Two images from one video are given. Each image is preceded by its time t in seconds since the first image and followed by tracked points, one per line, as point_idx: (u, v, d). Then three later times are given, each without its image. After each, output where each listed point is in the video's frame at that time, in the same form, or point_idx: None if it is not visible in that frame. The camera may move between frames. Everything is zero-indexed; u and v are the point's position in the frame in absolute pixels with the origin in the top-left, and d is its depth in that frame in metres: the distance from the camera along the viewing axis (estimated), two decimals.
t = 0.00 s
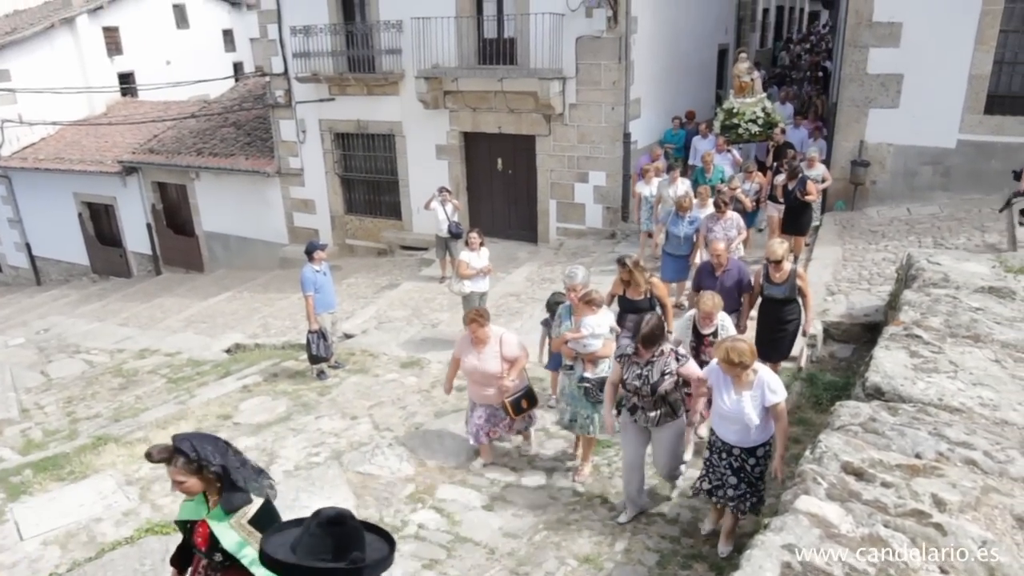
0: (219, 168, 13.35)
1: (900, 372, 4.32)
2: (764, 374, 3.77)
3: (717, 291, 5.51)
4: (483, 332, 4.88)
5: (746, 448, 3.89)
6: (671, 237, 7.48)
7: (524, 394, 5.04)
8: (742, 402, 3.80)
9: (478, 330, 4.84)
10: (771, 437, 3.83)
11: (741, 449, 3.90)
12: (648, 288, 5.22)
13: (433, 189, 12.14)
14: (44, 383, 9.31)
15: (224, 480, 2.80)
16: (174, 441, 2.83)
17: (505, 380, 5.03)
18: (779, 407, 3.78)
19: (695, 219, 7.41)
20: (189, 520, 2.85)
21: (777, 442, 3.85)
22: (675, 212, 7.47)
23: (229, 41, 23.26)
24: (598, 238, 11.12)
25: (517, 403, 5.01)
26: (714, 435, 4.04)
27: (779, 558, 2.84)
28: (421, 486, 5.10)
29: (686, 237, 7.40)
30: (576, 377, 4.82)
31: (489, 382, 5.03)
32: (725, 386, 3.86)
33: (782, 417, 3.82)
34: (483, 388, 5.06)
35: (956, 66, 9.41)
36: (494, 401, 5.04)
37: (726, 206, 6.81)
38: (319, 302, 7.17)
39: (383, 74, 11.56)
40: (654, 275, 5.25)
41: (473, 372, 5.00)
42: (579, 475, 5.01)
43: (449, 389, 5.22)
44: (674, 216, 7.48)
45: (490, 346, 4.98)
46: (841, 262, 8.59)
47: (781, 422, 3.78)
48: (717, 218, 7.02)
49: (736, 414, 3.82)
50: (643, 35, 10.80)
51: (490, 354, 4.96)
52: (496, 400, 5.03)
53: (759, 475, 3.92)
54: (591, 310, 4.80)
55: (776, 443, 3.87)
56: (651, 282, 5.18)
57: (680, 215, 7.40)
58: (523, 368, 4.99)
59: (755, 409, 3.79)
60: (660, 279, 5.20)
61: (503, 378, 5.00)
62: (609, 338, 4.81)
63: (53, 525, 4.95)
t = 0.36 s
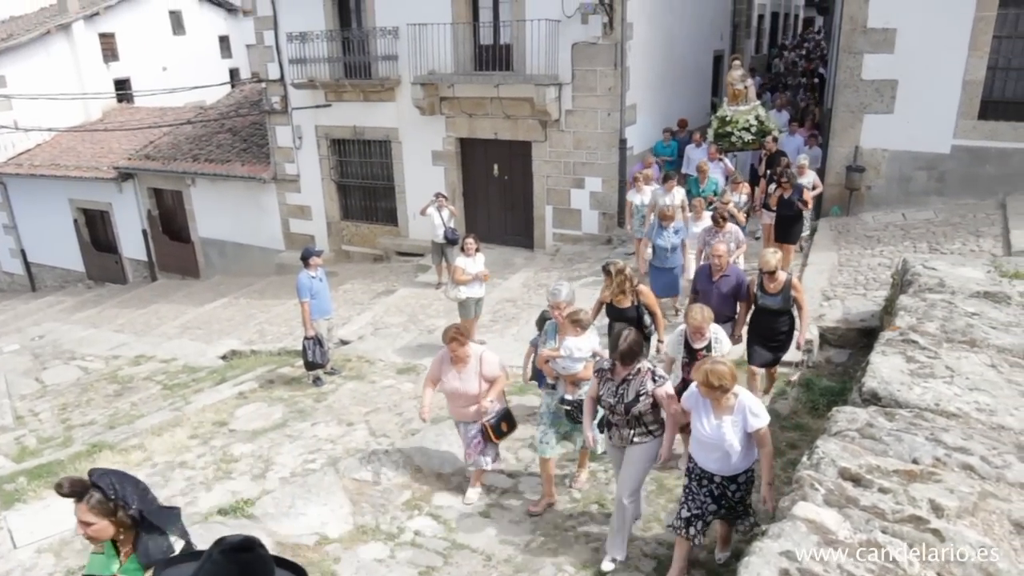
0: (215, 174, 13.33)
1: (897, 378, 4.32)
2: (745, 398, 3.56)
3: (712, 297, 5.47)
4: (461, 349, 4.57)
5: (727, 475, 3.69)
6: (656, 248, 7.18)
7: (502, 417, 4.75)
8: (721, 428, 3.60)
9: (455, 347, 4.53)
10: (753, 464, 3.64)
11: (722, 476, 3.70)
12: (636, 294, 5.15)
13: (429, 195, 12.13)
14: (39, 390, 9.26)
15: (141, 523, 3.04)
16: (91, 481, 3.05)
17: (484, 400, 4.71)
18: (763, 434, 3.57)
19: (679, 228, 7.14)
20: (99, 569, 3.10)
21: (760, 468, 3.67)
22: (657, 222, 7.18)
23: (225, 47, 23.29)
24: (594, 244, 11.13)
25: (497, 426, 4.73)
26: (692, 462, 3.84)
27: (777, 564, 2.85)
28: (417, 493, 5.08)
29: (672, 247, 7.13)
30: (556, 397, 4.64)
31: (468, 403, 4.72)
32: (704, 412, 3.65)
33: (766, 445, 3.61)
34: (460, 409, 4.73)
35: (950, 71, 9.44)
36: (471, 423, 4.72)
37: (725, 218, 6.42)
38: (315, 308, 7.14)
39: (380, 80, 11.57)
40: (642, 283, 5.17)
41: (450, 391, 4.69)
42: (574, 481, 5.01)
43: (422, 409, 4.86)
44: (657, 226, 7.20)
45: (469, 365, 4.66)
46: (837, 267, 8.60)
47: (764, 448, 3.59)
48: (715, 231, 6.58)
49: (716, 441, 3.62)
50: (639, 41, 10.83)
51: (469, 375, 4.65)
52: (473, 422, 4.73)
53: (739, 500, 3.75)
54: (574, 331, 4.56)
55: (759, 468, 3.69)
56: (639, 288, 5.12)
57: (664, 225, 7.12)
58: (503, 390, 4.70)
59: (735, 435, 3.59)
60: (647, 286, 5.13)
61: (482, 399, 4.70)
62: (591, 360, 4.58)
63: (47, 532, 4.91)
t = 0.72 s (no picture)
0: (211, 178, 13.32)
1: (893, 380, 4.32)
2: (710, 420, 3.45)
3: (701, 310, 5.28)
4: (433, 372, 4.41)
5: (698, 497, 3.60)
6: (648, 257, 6.97)
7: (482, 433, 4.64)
8: (687, 449, 3.51)
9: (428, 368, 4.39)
10: (721, 487, 3.53)
11: (694, 498, 3.62)
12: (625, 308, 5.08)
13: (425, 199, 12.14)
14: (35, 396, 9.23)
15: (76, 558, 3.06)
16: (27, 511, 3.07)
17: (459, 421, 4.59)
18: (730, 454, 3.45)
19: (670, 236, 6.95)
20: None
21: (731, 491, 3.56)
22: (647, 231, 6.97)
23: (220, 52, 23.29)
24: (591, 247, 11.14)
25: (476, 444, 4.62)
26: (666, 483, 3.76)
27: (776, 567, 2.84)
28: (414, 497, 5.07)
29: (663, 256, 6.91)
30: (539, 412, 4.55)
31: (443, 422, 4.62)
32: (669, 433, 3.56)
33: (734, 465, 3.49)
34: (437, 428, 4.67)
35: (945, 74, 9.47)
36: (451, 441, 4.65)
37: (723, 224, 6.40)
38: (312, 312, 7.14)
39: (376, 85, 11.58)
40: (631, 297, 5.11)
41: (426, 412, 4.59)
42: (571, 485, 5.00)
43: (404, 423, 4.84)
44: (647, 235, 7.00)
45: (444, 384, 4.54)
46: (833, 270, 8.62)
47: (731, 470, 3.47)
48: (713, 239, 6.52)
49: (682, 462, 3.54)
50: (635, 44, 10.85)
51: (442, 394, 4.53)
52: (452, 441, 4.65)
53: (713, 526, 3.65)
54: (549, 338, 4.53)
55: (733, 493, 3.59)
56: (627, 302, 5.06)
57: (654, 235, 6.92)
58: (479, 410, 4.54)
59: (700, 455, 3.50)
60: (637, 300, 5.07)
61: (458, 418, 4.58)
62: (569, 371, 4.60)
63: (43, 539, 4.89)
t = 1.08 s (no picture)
0: (208, 184, 13.31)
1: (890, 384, 4.33)
2: (697, 450, 3.33)
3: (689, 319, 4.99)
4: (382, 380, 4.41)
5: (676, 529, 3.47)
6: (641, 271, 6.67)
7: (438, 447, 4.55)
8: (671, 480, 3.36)
9: (376, 376, 4.38)
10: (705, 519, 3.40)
11: (674, 531, 3.47)
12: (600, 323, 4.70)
13: (422, 204, 12.14)
14: (31, 403, 9.21)
15: None
16: None
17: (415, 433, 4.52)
18: (718, 485, 3.34)
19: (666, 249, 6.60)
20: None
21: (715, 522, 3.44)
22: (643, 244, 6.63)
23: (217, 58, 23.30)
24: (588, 252, 11.15)
25: (431, 459, 4.51)
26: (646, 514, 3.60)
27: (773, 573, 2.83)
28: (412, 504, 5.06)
29: (658, 271, 6.60)
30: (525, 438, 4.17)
31: (400, 435, 4.53)
32: (652, 463, 3.40)
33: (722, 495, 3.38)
34: (394, 442, 4.58)
35: (940, 79, 9.51)
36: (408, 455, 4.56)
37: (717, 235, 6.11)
38: (309, 318, 7.13)
39: (373, 91, 11.60)
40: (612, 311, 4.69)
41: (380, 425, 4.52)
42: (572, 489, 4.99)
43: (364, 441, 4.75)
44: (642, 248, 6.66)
45: (397, 394, 4.50)
46: (830, 274, 8.63)
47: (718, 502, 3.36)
48: (708, 250, 6.21)
49: (665, 494, 3.38)
50: (631, 50, 10.87)
51: (395, 403, 4.46)
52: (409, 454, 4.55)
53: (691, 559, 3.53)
54: (532, 363, 4.19)
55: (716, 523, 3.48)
56: (604, 317, 4.66)
57: (650, 248, 6.58)
58: (435, 418, 4.50)
59: (686, 486, 3.35)
60: (614, 316, 4.65)
61: (416, 429, 4.51)
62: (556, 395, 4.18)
63: (39, 546, 4.87)
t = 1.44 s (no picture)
0: (206, 188, 13.31)
1: (887, 387, 4.33)
2: (691, 483, 3.13)
3: (681, 333, 4.89)
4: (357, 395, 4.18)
5: (666, 563, 3.28)
6: (631, 277, 6.66)
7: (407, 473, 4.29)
8: (663, 513, 3.17)
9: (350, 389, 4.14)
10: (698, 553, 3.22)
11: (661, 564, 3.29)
12: (575, 329, 4.66)
13: (420, 207, 12.14)
14: (27, 407, 9.18)
15: None
16: None
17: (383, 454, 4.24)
18: (712, 521, 3.15)
19: (657, 258, 6.56)
20: None
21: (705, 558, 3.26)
22: (633, 250, 6.60)
23: (214, 61, 23.31)
24: (586, 255, 11.16)
25: (399, 485, 4.27)
26: (629, 544, 3.42)
27: None
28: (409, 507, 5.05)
29: (647, 279, 6.58)
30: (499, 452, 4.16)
31: (367, 456, 4.26)
32: (642, 495, 3.22)
33: (712, 532, 3.20)
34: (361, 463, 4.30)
35: (935, 82, 9.54)
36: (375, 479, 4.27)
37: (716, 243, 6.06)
38: (306, 321, 7.12)
39: (370, 94, 11.59)
40: (590, 319, 4.62)
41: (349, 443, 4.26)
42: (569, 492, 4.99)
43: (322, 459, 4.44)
44: (633, 255, 6.63)
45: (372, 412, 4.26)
46: (827, 276, 8.64)
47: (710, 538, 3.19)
48: (706, 258, 6.15)
49: (656, 527, 3.19)
50: (628, 53, 10.89)
51: (369, 422, 4.22)
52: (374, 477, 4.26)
53: None
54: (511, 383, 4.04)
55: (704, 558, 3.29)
56: (580, 323, 4.61)
57: (641, 256, 6.53)
58: (406, 442, 4.23)
59: (679, 520, 3.15)
60: (590, 323, 4.59)
61: (383, 452, 4.24)
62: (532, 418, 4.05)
63: (35, 550, 4.85)
